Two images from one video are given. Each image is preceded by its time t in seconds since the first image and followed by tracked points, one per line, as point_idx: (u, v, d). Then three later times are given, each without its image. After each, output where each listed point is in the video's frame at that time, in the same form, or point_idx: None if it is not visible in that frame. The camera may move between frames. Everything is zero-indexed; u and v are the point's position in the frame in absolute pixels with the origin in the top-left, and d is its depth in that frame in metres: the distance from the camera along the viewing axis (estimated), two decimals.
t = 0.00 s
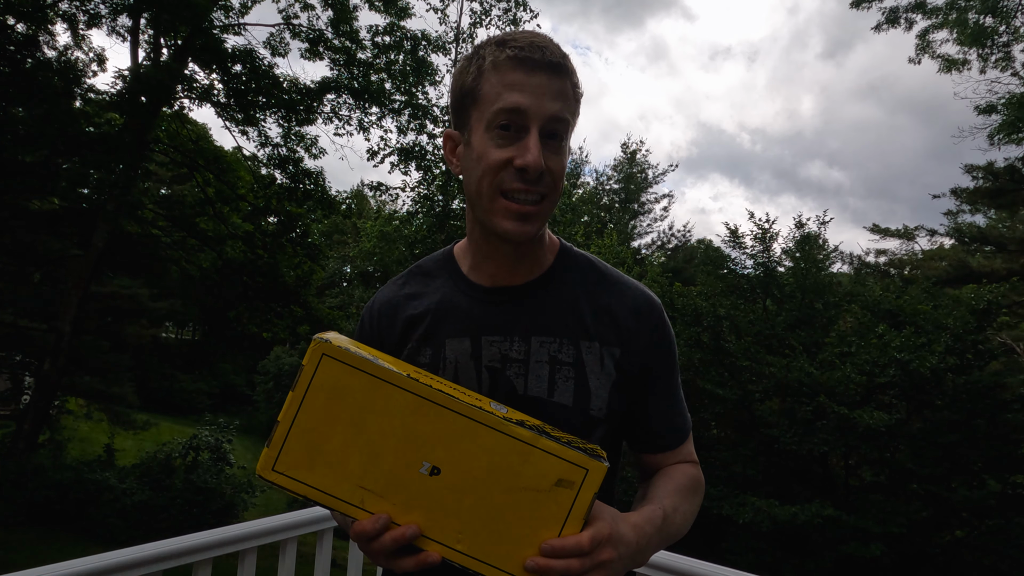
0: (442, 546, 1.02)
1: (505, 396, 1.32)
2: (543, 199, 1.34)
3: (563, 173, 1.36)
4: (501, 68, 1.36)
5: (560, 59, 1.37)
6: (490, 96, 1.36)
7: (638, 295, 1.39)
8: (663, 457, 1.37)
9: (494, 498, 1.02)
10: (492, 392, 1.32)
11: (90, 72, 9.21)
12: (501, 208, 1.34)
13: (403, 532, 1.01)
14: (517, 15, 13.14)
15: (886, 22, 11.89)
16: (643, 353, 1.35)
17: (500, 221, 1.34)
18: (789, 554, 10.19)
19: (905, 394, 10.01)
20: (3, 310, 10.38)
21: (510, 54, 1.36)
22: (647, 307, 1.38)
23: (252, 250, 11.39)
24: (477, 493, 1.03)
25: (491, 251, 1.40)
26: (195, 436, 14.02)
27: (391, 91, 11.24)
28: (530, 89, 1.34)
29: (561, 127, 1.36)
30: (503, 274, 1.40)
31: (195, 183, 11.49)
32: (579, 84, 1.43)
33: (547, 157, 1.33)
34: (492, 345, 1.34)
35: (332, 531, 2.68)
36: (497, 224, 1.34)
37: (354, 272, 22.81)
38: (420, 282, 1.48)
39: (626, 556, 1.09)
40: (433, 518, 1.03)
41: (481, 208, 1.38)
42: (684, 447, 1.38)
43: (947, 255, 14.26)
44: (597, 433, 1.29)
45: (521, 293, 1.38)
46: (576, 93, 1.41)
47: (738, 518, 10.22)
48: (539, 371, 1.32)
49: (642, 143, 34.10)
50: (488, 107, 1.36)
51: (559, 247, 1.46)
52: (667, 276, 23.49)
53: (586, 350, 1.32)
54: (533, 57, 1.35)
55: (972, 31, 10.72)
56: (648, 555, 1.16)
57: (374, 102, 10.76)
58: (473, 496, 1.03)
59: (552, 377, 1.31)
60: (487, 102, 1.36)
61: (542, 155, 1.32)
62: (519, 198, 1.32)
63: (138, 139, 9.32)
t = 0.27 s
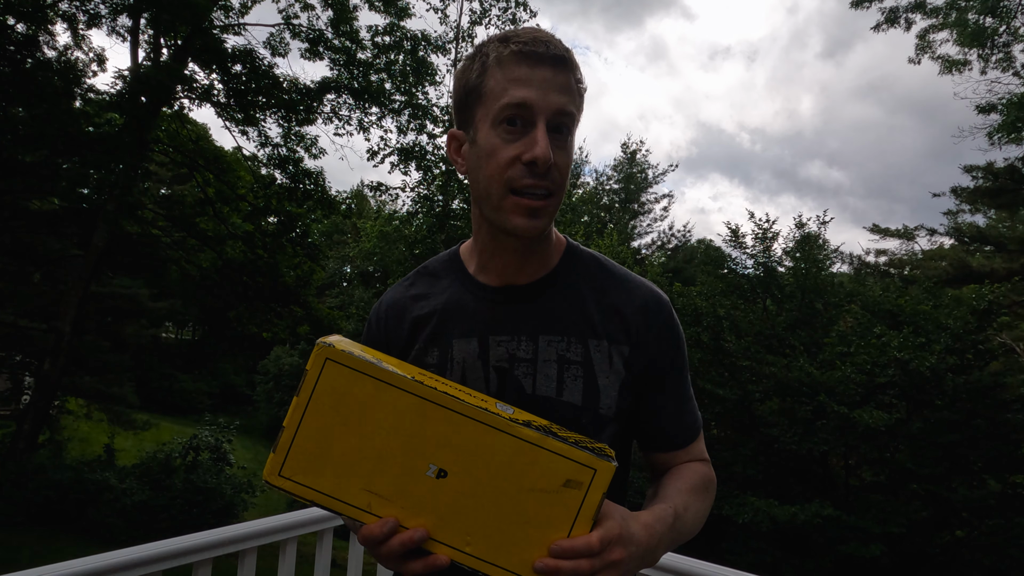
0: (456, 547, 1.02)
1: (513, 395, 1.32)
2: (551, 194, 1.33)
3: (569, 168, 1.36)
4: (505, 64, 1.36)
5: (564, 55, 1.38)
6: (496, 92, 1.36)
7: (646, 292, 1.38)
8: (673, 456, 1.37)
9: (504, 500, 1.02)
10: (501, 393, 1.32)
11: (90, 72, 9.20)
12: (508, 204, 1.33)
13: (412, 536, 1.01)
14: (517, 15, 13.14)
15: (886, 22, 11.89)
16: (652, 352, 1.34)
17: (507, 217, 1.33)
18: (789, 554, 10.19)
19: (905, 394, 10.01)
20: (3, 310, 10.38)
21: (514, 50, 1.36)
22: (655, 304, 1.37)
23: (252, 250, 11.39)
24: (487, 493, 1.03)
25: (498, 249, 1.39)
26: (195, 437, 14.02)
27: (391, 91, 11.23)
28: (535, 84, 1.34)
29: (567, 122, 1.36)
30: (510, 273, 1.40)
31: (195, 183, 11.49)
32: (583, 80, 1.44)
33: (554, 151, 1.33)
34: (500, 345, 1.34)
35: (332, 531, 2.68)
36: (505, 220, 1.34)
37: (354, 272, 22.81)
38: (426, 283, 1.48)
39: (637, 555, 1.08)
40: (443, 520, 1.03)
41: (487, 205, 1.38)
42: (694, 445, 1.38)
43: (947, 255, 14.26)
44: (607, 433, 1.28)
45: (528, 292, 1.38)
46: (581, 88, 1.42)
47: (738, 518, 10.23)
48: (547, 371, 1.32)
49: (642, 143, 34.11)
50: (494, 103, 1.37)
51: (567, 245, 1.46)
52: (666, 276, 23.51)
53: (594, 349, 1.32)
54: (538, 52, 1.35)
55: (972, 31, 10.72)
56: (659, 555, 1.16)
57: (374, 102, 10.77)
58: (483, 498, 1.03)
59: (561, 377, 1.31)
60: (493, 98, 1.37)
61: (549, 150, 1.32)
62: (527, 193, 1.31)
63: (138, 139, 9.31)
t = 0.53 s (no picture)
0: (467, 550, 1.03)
1: (520, 398, 1.32)
2: (554, 202, 1.34)
3: (573, 174, 1.37)
4: (510, 68, 1.36)
5: (569, 58, 1.37)
6: (500, 97, 1.37)
7: (653, 292, 1.38)
8: (681, 459, 1.37)
9: (510, 508, 1.02)
10: (508, 396, 1.32)
11: (90, 72, 9.21)
12: (512, 212, 1.34)
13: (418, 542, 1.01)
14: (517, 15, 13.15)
15: (886, 22, 11.89)
16: (659, 354, 1.34)
17: (511, 225, 1.35)
18: (789, 554, 10.18)
19: (905, 394, 10.01)
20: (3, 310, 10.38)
21: (519, 53, 1.36)
22: (662, 305, 1.36)
23: (252, 250, 11.39)
24: (493, 498, 1.02)
25: (502, 255, 1.41)
26: (195, 436, 14.03)
27: (391, 91, 11.23)
28: (540, 89, 1.34)
29: (571, 127, 1.37)
30: (515, 276, 1.41)
31: (195, 183, 11.50)
32: (588, 81, 1.43)
33: (558, 158, 1.34)
34: (506, 348, 1.34)
35: (332, 530, 2.68)
36: (510, 227, 1.35)
37: (354, 272, 22.81)
38: (433, 286, 1.48)
39: (642, 557, 1.09)
40: (447, 526, 1.03)
41: (491, 211, 1.39)
42: (702, 447, 1.37)
43: (947, 255, 14.26)
44: (614, 437, 1.28)
45: (533, 294, 1.38)
46: (585, 91, 1.42)
47: (738, 518, 10.23)
48: (554, 374, 1.31)
49: (642, 143, 34.09)
50: (498, 108, 1.37)
51: (573, 246, 1.46)
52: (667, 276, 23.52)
53: (601, 351, 1.31)
54: (542, 56, 1.35)
55: (972, 31, 10.72)
56: (666, 555, 1.16)
57: (373, 102, 10.77)
58: (487, 504, 1.02)
59: (568, 380, 1.31)
60: (497, 103, 1.37)
61: (552, 157, 1.33)
62: (530, 203, 1.33)
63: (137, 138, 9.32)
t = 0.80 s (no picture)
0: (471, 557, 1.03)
1: (524, 390, 1.32)
2: (548, 189, 1.33)
3: (570, 163, 1.35)
4: (512, 62, 1.39)
5: (570, 53, 1.39)
6: (501, 89, 1.39)
7: (656, 288, 1.40)
8: (683, 453, 1.37)
9: (514, 516, 1.02)
10: (513, 387, 1.32)
11: (90, 72, 9.21)
12: (507, 198, 1.34)
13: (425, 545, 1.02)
14: (517, 14, 13.13)
15: (886, 22, 11.89)
16: (661, 354, 1.36)
17: (506, 211, 1.34)
18: (789, 554, 10.18)
19: (905, 394, 10.01)
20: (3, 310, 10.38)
21: (520, 48, 1.38)
22: (664, 303, 1.39)
23: (252, 250, 11.39)
24: (503, 504, 1.02)
25: (502, 245, 1.40)
26: (195, 436, 14.05)
27: (391, 91, 11.22)
28: (537, 81, 1.35)
29: (568, 119, 1.36)
30: (516, 270, 1.41)
31: (195, 183, 11.49)
32: (591, 79, 1.44)
33: (552, 146, 1.33)
34: (512, 339, 1.34)
35: (332, 530, 2.68)
36: (505, 215, 1.35)
37: (354, 272, 22.80)
38: (440, 279, 1.48)
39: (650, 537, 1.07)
40: (454, 532, 1.03)
41: (490, 200, 1.39)
42: (705, 442, 1.38)
43: (947, 255, 14.26)
44: (619, 427, 1.29)
45: (539, 286, 1.38)
46: (588, 85, 1.41)
47: (738, 518, 10.23)
48: (560, 364, 1.32)
49: (642, 143, 34.07)
50: (499, 100, 1.39)
51: (578, 244, 1.47)
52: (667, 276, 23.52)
53: (606, 343, 1.33)
54: (542, 49, 1.37)
55: (972, 31, 10.72)
56: (670, 539, 1.15)
57: (374, 102, 10.77)
58: (495, 514, 1.02)
59: (573, 370, 1.31)
60: (498, 95, 1.38)
61: (548, 145, 1.32)
62: (524, 188, 1.32)
63: (137, 138, 9.32)
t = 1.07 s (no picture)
0: (416, 506, 1.10)
1: (520, 367, 1.37)
2: (548, 173, 1.44)
3: (567, 152, 1.47)
4: (514, 63, 1.52)
5: (566, 55, 1.52)
6: (504, 87, 1.52)
7: (642, 276, 1.48)
8: (681, 430, 1.37)
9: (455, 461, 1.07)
10: (509, 365, 1.37)
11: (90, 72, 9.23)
12: (511, 182, 1.45)
13: (378, 498, 1.06)
14: (517, 14, 13.13)
15: (885, 22, 11.90)
16: (653, 329, 1.41)
17: (510, 193, 1.45)
18: (790, 554, 10.18)
19: (906, 394, 10.01)
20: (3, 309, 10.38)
21: (521, 51, 1.51)
22: (651, 286, 1.45)
23: (252, 249, 11.39)
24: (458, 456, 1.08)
25: (503, 227, 1.50)
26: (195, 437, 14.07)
27: (391, 91, 11.22)
28: (537, 79, 1.48)
29: (565, 113, 1.49)
30: (515, 251, 1.50)
31: (195, 183, 11.51)
32: (585, 81, 1.58)
33: (551, 136, 1.45)
34: (508, 319, 1.41)
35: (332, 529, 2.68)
36: (507, 198, 1.45)
37: (354, 272, 22.80)
38: (439, 273, 1.55)
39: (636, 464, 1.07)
40: (407, 484, 1.08)
41: (494, 185, 1.50)
42: (704, 420, 1.37)
43: (947, 255, 14.25)
44: (614, 400, 1.33)
45: (535, 269, 1.46)
46: (582, 86, 1.54)
47: (738, 518, 10.23)
48: (554, 340, 1.38)
49: (642, 143, 34.08)
50: (502, 97, 1.52)
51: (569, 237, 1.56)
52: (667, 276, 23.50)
53: (598, 321, 1.39)
54: (541, 51, 1.50)
55: (972, 31, 10.72)
56: (670, 484, 1.14)
57: (373, 102, 10.77)
58: (442, 467, 1.07)
59: (567, 345, 1.37)
60: (501, 93, 1.52)
61: (546, 134, 1.44)
62: (526, 171, 1.43)
63: (137, 139, 9.36)
